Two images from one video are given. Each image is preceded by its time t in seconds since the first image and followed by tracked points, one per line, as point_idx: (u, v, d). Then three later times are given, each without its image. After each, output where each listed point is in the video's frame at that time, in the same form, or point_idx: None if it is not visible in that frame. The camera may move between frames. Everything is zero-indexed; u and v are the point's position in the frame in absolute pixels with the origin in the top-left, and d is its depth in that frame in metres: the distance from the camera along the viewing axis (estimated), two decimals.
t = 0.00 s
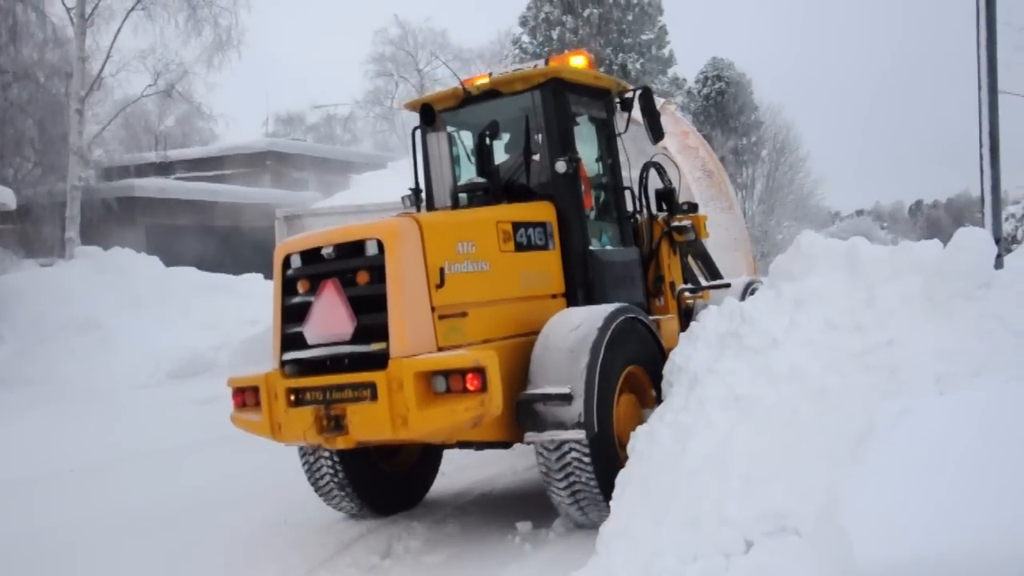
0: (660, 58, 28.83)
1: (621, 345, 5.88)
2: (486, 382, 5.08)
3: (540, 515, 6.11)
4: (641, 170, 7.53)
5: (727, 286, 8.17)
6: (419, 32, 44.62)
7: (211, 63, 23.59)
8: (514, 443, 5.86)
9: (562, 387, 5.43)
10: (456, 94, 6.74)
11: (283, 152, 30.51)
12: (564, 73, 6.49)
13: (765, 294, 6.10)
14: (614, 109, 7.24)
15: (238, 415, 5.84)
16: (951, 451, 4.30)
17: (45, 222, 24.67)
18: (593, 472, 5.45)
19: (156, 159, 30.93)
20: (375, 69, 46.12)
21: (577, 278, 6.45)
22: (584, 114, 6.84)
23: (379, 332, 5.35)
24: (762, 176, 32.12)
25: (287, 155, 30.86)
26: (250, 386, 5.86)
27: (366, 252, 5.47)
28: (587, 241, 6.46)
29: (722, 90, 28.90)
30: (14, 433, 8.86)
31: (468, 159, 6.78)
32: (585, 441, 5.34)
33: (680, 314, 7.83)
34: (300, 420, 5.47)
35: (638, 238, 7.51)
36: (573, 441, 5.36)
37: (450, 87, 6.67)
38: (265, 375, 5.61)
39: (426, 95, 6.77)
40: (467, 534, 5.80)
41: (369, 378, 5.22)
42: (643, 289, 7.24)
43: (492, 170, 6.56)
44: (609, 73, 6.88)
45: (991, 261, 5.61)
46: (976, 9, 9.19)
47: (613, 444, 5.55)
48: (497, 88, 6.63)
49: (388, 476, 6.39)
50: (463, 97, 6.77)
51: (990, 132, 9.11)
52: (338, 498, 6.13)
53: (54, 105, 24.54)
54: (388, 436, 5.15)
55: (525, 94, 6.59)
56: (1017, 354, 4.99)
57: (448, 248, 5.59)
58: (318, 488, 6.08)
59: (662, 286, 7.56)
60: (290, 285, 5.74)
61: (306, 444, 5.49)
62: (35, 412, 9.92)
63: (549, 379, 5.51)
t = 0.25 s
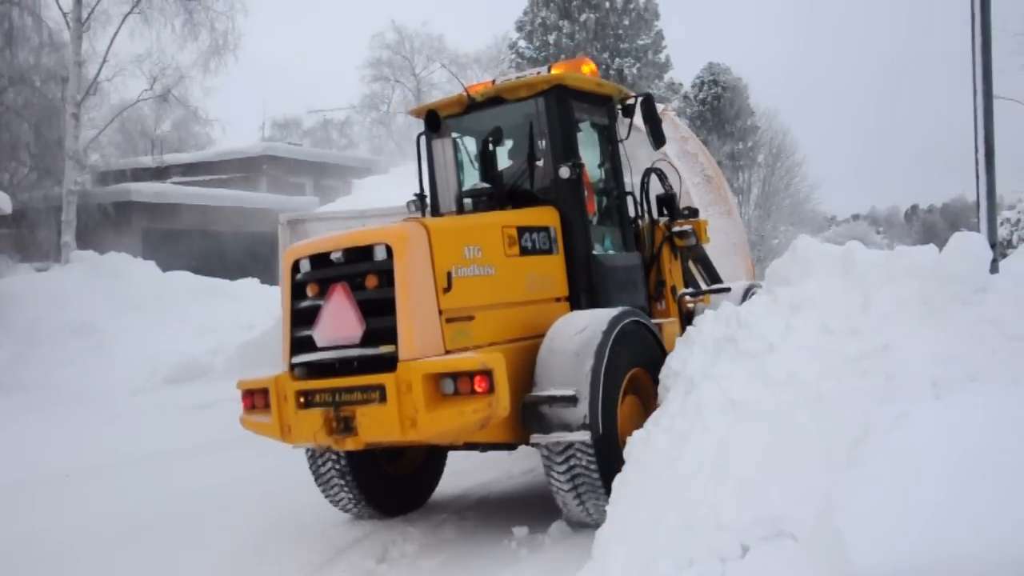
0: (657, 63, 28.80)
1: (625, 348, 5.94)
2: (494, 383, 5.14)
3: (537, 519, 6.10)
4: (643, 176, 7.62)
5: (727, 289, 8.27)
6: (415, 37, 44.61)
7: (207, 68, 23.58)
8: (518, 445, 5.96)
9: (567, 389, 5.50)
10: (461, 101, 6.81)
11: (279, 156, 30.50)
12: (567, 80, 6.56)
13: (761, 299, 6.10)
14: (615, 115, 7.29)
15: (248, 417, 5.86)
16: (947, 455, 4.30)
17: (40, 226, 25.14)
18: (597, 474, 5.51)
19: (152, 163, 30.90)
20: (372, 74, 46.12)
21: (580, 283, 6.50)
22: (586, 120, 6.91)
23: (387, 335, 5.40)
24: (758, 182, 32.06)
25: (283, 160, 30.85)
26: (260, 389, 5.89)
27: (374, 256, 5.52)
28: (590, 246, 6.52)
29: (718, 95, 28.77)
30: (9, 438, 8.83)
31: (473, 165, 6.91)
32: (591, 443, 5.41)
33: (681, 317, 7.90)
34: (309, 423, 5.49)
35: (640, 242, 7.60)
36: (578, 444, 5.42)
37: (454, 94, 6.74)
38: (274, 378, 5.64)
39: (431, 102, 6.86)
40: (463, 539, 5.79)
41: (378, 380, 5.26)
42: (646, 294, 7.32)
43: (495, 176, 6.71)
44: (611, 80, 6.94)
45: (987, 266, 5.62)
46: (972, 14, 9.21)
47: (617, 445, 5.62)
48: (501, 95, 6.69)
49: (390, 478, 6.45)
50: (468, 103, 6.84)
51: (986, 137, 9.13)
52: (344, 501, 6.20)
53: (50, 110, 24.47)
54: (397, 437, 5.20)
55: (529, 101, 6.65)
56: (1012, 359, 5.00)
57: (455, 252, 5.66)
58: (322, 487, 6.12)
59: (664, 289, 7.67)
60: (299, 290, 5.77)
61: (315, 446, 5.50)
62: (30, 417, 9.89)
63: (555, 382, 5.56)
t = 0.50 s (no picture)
0: (654, 67, 28.69)
1: (630, 350, 6.00)
2: (503, 384, 5.18)
3: (536, 522, 6.09)
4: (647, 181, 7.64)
5: (730, 295, 8.25)
6: (414, 40, 44.67)
7: (206, 71, 23.60)
8: (526, 445, 6.03)
9: (574, 390, 5.57)
10: (467, 106, 6.90)
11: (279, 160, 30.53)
12: (573, 87, 6.61)
13: (758, 303, 6.09)
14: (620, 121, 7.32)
15: (260, 416, 5.99)
16: (948, 461, 4.30)
17: (39, 229, 25.35)
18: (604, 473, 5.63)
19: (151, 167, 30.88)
20: (370, 78, 46.11)
21: (586, 287, 6.54)
22: (591, 126, 6.96)
23: (398, 336, 5.47)
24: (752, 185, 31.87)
25: (282, 163, 30.85)
26: (272, 389, 6.01)
27: (384, 260, 5.58)
28: (595, 250, 6.58)
29: (716, 99, 28.77)
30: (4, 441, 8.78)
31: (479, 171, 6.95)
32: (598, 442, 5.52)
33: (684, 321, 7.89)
34: (320, 422, 5.61)
35: (643, 247, 7.58)
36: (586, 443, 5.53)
37: (461, 100, 6.81)
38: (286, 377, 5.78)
39: (438, 107, 6.95)
40: (460, 542, 5.78)
41: (389, 380, 5.35)
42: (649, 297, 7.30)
43: (501, 181, 6.78)
44: (616, 87, 6.96)
45: (986, 271, 5.61)
46: (969, 18, 9.21)
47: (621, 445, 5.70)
48: (507, 101, 6.76)
49: (400, 477, 6.53)
50: (474, 109, 6.93)
51: (984, 142, 9.13)
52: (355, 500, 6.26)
53: (49, 113, 24.45)
54: (408, 437, 5.28)
55: (535, 107, 6.71)
56: (1011, 363, 4.99)
57: (464, 256, 5.71)
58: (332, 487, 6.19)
59: (668, 294, 7.65)
60: (310, 292, 5.88)
61: (326, 445, 5.62)
62: (26, 420, 9.85)
63: (562, 384, 5.64)
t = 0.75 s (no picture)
0: (655, 68, 28.64)
1: (636, 350, 6.07)
2: (512, 383, 5.28)
3: (536, 522, 6.09)
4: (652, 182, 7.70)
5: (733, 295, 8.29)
6: (414, 41, 44.68)
7: (205, 71, 23.56)
8: (533, 444, 6.12)
9: (581, 389, 5.66)
10: (475, 109, 6.98)
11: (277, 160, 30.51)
12: (580, 89, 6.71)
13: (757, 303, 6.10)
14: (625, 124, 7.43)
15: (271, 416, 6.08)
16: (947, 462, 4.33)
17: (37, 230, 24.96)
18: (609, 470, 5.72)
19: (149, 167, 30.84)
20: (369, 78, 46.05)
21: (592, 288, 6.61)
22: (598, 129, 7.05)
23: (409, 336, 5.58)
24: (755, 186, 32.16)
25: (280, 163, 30.83)
26: (282, 388, 6.11)
27: (396, 260, 5.70)
28: (602, 251, 6.64)
29: (716, 100, 28.69)
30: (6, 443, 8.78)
31: (485, 173, 7.10)
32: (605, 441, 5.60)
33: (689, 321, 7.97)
34: (331, 421, 5.70)
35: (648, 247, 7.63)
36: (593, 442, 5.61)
37: (469, 103, 6.92)
38: (297, 377, 5.87)
39: (446, 109, 7.07)
40: (461, 543, 5.78)
41: (400, 380, 5.45)
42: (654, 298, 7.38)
43: (509, 183, 6.93)
44: (622, 89, 7.08)
45: (983, 272, 5.64)
46: (969, 19, 9.22)
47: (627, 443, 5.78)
48: (515, 104, 6.84)
49: (408, 477, 6.63)
50: (483, 112, 7.01)
51: (982, 142, 9.16)
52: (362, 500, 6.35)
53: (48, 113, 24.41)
54: (418, 435, 5.38)
55: (542, 110, 6.80)
56: (1010, 364, 5.02)
57: (473, 256, 5.80)
58: (341, 485, 6.29)
59: (671, 294, 7.72)
60: (322, 292, 5.99)
61: (337, 443, 5.71)
62: (26, 422, 9.84)
63: (569, 382, 5.73)
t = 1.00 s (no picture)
0: (651, 70, 28.63)
1: (640, 349, 6.21)
2: (521, 381, 5.46)
3: (532, 523, 6.10)
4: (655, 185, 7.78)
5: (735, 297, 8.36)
6: (410, 42, 44.67)
7: (201, 72, 23.54)
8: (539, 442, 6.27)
9: (587, 387, 5.81)
10: (482, 113, 7.07)
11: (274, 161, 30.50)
12: (586, 94, 6.82)
13: (753, 305, 6.10)
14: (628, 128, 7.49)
15: (283, 413, 6.18)
16: (943, 464, 4.35)
17: (33, 231, 24.87)
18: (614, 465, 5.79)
19: (146, 169, 30.82)
20: (365, 79, 46.01)
21: (597, 290, 6.71)
22: (602, 133, 7.16)
23: (420, 335, 5.71)
24: (751, 187, 32.31)
25: (277, 164, 30.82)
26: (295, 386, 6.22)
27: (407, 261, 5.83)
28: (606, 253, 6.74)
29: (712, 102, 28.74)
30: None
31: (491, 176, 7.16)
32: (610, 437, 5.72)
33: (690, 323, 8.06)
34: (343, 418, 5.81)
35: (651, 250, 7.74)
36: (598, 438, 5.73)
37: (476, 106, 7.00)
38: (310, 375, 5.97)
39: (453, 113, 7.14)
40: (457, 544, 5.79)
41: (412, 377, 5.58)
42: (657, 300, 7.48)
43: (515, 186, 7.00)
44: (627, 94, 7.22)
45: (978, 274, 5.67)
46: (964, 20, 9.23)
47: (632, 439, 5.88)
48: (522, 108, 6.95)
49: (418, 475, 6.73)
50: (490, 115, 7.09)
51: (978, 145, 9.18)
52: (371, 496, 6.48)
53: (43, 114, 24.38)
54: (429, 432, 5.51)
55: (549, 114, 6.91)
56: (1005, 366, 5.05)
57: (482, 258, 5.96)
58: (350, 482, 6.39)
59: (674, 296, 7.82)
60: (334, 292, 6.12)
61: (349, 440, 5.83)
62: (21, 422, 9.81)
63: (575, 380, 5.88)
